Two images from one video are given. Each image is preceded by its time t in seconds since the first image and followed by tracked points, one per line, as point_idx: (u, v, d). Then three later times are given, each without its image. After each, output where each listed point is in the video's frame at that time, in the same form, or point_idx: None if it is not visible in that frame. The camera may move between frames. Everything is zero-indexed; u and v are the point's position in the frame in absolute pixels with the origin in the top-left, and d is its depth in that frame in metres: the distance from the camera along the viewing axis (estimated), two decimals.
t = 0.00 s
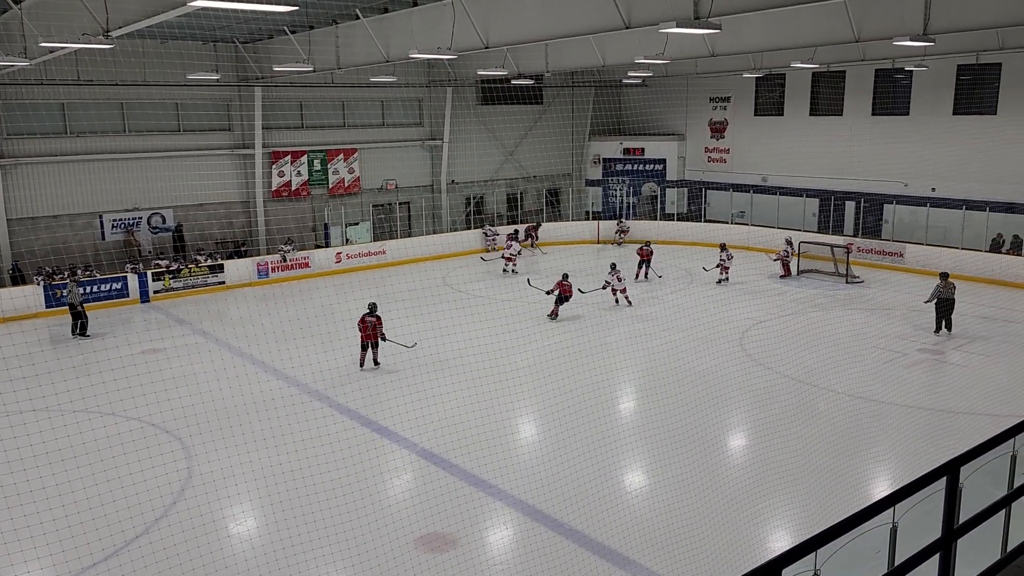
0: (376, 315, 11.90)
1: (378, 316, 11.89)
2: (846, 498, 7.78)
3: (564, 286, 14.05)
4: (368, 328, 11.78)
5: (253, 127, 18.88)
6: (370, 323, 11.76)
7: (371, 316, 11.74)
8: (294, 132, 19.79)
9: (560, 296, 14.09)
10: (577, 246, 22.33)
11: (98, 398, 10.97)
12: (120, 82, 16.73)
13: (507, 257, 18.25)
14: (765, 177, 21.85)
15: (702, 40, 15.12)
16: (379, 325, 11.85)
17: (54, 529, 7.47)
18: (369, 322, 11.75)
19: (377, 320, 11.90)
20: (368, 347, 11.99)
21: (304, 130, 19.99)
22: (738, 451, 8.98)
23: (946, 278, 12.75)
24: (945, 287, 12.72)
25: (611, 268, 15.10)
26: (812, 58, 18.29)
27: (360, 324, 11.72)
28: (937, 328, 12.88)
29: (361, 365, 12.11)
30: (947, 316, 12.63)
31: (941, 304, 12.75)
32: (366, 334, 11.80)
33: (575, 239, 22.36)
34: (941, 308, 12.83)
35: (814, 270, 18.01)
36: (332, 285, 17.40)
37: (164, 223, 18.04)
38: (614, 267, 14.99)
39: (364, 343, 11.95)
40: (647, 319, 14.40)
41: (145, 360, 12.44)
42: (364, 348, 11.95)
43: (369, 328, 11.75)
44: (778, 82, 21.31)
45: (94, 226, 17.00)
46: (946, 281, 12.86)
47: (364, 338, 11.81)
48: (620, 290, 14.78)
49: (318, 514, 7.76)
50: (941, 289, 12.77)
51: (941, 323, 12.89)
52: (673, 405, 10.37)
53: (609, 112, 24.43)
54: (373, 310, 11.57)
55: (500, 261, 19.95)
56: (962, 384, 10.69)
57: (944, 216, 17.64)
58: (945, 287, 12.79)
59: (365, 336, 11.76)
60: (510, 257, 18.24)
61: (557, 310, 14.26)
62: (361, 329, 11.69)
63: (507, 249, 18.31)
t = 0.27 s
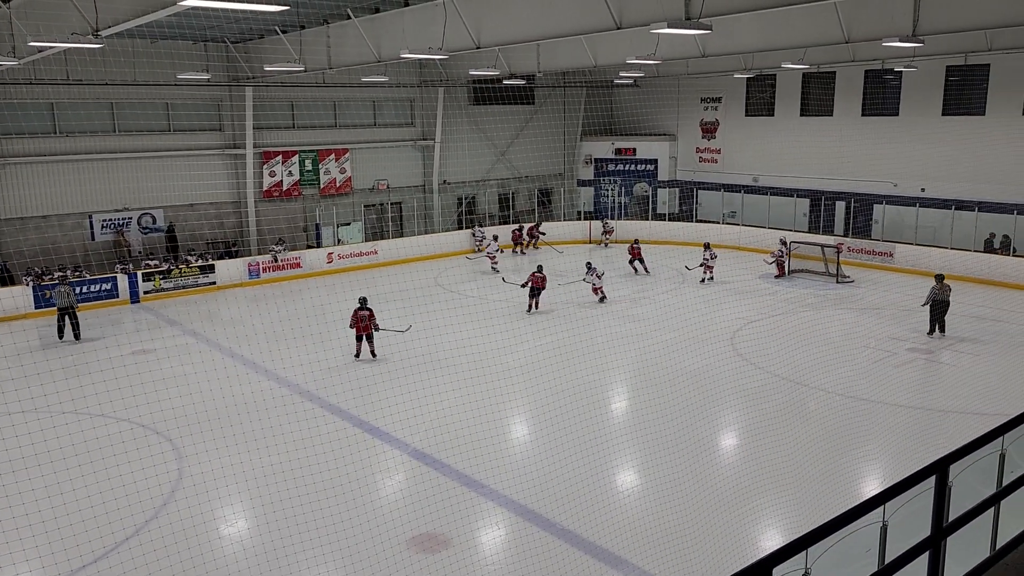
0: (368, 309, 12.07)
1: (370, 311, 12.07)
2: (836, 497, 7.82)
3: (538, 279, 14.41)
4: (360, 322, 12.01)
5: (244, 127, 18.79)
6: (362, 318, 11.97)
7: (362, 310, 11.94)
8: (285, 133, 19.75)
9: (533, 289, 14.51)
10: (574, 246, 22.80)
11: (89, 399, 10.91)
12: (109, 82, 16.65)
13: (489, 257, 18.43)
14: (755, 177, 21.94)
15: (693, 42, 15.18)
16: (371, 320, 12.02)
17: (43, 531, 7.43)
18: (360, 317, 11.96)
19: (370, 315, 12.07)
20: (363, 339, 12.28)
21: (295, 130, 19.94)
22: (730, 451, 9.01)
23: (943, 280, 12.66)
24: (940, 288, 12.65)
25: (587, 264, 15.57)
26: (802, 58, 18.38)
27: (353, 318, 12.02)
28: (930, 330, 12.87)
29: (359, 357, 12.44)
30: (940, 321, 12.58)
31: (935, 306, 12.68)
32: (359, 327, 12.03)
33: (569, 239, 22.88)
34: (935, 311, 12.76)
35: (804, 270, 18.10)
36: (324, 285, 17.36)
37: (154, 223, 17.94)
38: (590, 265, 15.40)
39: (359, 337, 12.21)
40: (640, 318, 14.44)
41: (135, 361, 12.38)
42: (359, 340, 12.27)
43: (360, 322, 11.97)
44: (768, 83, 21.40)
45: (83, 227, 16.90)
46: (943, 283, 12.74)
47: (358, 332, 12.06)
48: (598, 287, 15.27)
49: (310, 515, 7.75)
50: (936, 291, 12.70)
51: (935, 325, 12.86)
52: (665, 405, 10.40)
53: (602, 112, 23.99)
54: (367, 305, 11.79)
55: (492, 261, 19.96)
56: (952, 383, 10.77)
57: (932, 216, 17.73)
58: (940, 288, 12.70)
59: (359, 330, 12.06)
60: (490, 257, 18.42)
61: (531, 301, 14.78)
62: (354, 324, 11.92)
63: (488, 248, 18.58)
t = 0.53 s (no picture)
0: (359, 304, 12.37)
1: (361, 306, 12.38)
2: (832, 497, 7.83)
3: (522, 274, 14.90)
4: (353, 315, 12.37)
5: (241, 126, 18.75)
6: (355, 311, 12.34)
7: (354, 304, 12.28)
8: (283, 131, 19.73)
9: (517, 282, 15.08)
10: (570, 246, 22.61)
11: (84, 398, 10.88)
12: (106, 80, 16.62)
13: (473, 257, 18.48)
14: (753, 177, 21.97)
15: (689, 42, 15.19)
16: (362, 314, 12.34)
17: (38, 531, 7.41)
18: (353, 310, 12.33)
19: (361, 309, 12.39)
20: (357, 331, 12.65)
21: (293, 129, 19.94)
22: (727, 450, 9.02)
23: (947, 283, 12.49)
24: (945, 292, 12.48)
25: (565, 263, 15.54)
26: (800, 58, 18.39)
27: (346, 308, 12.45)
28: (934, 333, 12.75)
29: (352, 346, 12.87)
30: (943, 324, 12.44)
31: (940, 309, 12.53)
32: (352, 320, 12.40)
33: (567, 239, 22.69)
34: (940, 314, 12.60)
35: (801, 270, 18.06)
36: (321, 284, 17.34)
37: (150, 222, 17.90)
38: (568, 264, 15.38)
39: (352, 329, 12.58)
40: (636, 318, 14.45)
41: (131, 361, 12.36)
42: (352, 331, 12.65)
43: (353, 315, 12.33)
44: (766, 82, 21.42)
45: (79, 226, 16.86)
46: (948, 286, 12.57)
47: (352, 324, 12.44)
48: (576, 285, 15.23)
49: (307, 514, 7.74)
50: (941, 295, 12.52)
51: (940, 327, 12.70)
52: (662, 405, 10.41)
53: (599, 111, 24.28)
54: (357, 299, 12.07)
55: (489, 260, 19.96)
56: (947, 383, 10.78)
57: (928, 216, 17.76)
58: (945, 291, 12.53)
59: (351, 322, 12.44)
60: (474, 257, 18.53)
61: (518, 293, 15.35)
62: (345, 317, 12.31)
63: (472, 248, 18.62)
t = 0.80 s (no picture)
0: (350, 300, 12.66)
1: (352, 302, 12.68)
2: (840, 497, 7.81)
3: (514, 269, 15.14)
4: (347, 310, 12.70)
5: (248, 123, 18.76)
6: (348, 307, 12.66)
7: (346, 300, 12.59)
8: (291, 129, 19.76)
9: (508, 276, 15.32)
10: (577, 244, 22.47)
11: (93, 394, 10.93)
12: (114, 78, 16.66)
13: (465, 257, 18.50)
14: (760, 176, 21.94)
15: (698, 40, 15.17)
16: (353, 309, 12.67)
17: (47, 526, 7.44)
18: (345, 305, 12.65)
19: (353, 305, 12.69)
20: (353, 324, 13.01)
21: (300, 127, 19.96)
22: (733, 449, 9.01)
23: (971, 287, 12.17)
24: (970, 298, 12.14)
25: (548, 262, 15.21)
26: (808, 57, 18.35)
27: (339, 304, 12.76)
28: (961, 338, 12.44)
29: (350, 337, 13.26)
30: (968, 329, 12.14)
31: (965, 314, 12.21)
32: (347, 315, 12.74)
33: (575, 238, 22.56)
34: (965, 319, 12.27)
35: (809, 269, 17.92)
36: (327, 282, 17.37)
37: (157, 220, 17.93)
38: (549, 264, 15.17)
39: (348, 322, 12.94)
40: (644, 316, 14.45)
41: (139, 357, 12.40)
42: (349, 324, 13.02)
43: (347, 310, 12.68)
44: (774, 81, 21.38)
45: (87, 223, 16.93)
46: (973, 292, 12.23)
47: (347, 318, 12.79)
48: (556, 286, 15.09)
49: (313, 511, 7.76)
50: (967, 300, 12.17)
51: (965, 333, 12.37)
52: (669, 403, 10.40)
53: (607, 110, 24.16)
54: (346, 297, 12.32)
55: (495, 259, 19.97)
56: (955, 383, 10.75)
57: (937, 215, 17.82)
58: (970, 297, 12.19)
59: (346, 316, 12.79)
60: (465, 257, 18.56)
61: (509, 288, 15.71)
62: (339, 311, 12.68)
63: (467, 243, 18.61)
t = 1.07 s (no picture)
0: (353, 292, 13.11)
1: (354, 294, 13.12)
2: (867, 500, 7.72)
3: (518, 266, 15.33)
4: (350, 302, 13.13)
5: (276, 119, 18.90)
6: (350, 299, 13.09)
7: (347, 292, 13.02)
8: (318, 125, 19.87)
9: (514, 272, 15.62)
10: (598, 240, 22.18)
11: (125, 386, 11.10)
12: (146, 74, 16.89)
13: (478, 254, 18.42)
14: (788, 175, 21.73)
15: (726, 37, 15.06)
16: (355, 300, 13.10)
17: (82, 515, 7.59)
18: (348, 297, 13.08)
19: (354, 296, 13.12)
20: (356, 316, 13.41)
21: (328, 123, 20.06)
22: (758, 450, 8.95)
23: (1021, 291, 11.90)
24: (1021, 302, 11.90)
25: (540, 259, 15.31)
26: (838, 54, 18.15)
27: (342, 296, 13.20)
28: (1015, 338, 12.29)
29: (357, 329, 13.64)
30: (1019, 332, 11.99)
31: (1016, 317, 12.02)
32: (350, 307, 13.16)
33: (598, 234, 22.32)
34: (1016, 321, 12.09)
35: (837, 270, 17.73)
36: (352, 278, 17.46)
37: (186, 214, 18.13)
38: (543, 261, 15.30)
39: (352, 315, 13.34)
40: (670, 315, 14.38)
41: (169, 350, 12.57)
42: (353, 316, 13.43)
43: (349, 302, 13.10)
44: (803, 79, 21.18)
45: (118, 217, 17.18)
46: None
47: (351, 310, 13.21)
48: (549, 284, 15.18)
49: (338, 505, 7.82)
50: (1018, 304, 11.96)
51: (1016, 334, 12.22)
52: (694, 403, 10.36)
53: (635, 108, 24.44)
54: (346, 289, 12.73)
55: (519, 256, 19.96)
56: (988, 386, 10.59)
57: (970, 215, 17.62)
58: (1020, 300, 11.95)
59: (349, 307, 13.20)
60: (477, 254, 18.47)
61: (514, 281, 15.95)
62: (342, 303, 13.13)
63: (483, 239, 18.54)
